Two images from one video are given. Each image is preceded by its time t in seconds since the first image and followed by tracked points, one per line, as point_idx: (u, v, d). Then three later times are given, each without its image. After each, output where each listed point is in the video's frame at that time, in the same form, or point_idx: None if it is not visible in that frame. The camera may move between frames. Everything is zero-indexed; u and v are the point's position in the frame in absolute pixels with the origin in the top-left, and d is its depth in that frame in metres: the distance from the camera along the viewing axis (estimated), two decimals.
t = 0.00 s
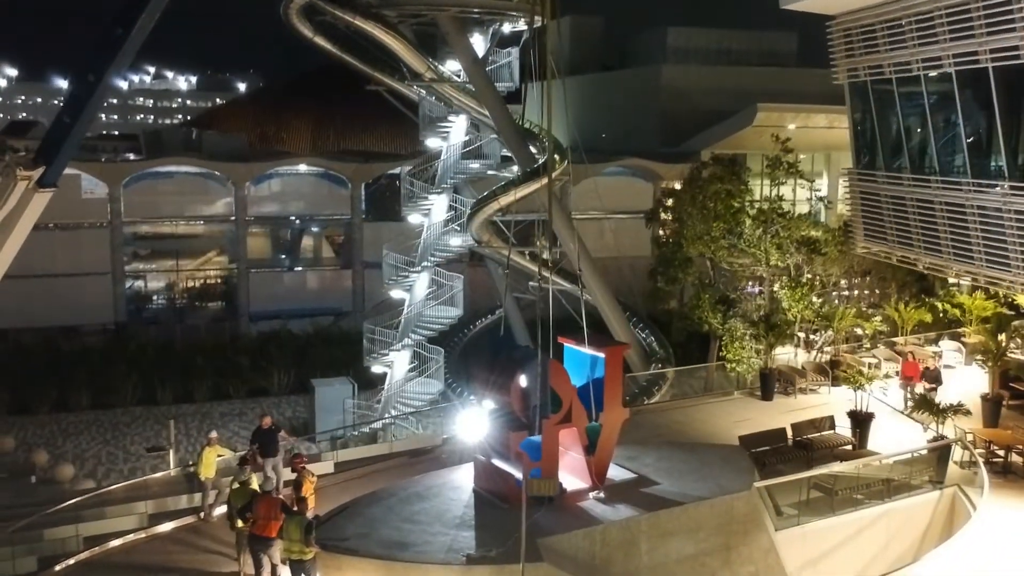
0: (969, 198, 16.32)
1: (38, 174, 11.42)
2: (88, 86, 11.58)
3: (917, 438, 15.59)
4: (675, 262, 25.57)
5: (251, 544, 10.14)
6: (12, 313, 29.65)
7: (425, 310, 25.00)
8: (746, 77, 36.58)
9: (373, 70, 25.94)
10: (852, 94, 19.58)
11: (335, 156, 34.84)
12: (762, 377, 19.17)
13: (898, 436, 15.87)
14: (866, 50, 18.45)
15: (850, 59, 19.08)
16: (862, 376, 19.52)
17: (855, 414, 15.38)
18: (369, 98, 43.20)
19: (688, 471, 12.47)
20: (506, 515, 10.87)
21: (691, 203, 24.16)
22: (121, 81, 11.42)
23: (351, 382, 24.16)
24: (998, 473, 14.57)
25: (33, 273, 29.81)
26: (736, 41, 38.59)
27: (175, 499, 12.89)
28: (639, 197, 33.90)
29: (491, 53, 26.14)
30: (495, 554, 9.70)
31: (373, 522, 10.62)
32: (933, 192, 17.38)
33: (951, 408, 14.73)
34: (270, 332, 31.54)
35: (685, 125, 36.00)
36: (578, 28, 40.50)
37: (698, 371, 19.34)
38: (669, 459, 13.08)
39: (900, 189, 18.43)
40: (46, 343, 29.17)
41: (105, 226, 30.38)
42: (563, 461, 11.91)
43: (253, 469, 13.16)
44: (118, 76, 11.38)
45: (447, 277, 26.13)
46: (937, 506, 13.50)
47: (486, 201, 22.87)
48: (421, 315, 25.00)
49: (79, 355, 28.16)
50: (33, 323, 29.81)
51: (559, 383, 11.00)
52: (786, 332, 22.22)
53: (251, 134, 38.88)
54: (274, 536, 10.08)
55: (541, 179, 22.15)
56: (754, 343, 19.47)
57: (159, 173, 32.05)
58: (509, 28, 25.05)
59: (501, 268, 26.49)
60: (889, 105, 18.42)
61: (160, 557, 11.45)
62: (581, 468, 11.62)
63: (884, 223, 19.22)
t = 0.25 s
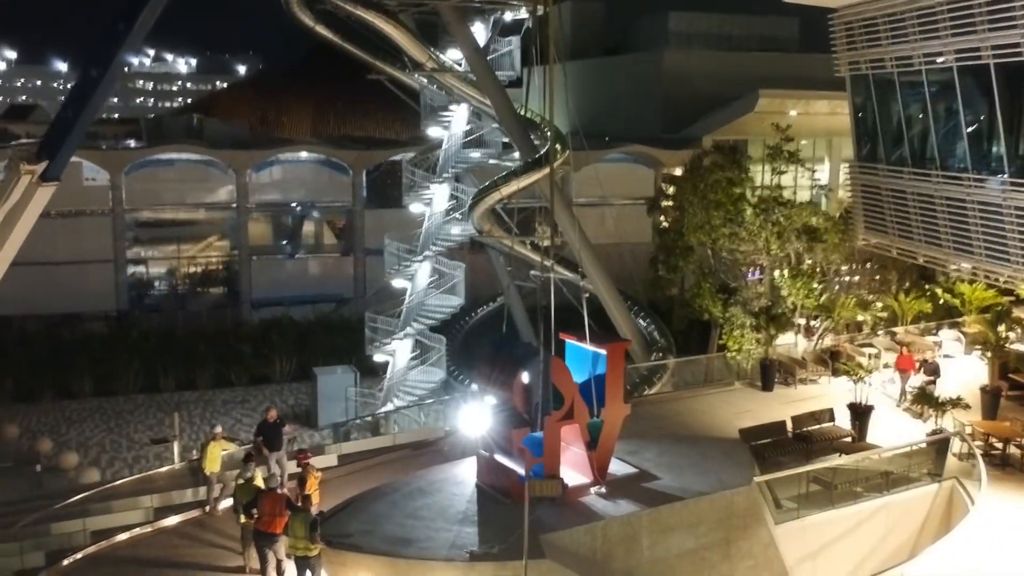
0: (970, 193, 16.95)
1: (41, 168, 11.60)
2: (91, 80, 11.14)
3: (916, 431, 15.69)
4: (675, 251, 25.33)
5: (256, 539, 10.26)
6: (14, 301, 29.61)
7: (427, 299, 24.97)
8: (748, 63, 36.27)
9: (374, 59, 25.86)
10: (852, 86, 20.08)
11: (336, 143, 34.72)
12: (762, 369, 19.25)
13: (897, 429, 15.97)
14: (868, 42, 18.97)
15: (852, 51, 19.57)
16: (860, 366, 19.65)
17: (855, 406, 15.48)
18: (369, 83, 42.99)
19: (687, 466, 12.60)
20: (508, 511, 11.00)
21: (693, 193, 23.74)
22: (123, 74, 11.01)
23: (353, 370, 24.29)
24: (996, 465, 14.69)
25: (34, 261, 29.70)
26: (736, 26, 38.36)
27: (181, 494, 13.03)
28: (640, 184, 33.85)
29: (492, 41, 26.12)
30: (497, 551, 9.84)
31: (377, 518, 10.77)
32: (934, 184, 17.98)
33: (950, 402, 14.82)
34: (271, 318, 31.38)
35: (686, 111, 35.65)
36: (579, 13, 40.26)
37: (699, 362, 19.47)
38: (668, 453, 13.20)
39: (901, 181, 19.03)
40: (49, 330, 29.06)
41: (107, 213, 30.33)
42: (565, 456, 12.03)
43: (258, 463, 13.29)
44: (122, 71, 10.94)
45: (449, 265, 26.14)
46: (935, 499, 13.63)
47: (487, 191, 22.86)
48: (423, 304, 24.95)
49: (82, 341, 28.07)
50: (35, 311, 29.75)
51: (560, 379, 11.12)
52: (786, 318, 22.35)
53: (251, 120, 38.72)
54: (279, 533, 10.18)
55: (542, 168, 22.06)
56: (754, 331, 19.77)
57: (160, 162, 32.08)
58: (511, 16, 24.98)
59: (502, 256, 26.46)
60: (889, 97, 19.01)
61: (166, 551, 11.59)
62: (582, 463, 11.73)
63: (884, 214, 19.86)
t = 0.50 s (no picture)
0: (970, 175, 17.07)
1: (42, 151, 11.55)
2: (90, 62, 11.41)
3: (914, 413, 15.82)
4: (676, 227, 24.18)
5: (261, 522, 10.42)
6: (16, 276, 29.59)
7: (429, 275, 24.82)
8: (750, 36, 35.92)
9: (375, 34, 25.69)
10: (855, 69, 20.27)
11: (336, 117, 34.49)
12: (762, 348, 19.37)
13: (895, 410, 16.10)
14: (871, 25, 19.15)
15: (854, 33, 19.74)
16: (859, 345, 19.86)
17: (855, 386, 15.53)
18: (368, 55, 42.60)
19: (687, 449, 12.75)
20: (509, 494, 11.19)
21: (695, 168, 23.26)
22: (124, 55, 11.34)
23: (355, 346, 24.45)
24: (992, 445, 14.87)
25: (36, 236, 29.63)
26: None
27: (186, 475, 13.22)
28: (642, 156, 33.51)
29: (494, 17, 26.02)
30: (499, 535, 10.07)
31: (380, 502, 10.98)
32: (935, 166, 18.10)
33: (948, 383, 14.94)
34: (273, 294, 31.31)
35: (688, 86, 35.44)
36: None
37: (699, 342, 19.62)
38: (668, 435, 13.34)
39: (902, 163, 19.17)
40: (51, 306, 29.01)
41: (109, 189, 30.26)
42: (565, 439, 12.17)
43: (262, 443, 13.40)
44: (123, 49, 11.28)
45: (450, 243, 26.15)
46: (932, 480, 13.79)
47: (488, 169, 22.81)
48: (424, 282, 24.82)
49: (84, 317, 28.04)
50: (37, 286, 29.71)
51: (562, 363, 11.25)
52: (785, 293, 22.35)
53: (251, 92, 38.46)
54: (283, 516, 10.33)
55: (543, 147, 21.96)
56: (753, 308, 19.86)
57: (160, 136, 31.71)
58: None
59: (503, 233, 26.42)
60: (891, 79, 19.17)
61: (172, 532, 11.80)
62: (581, 446, 11.84)
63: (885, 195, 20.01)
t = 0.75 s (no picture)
0: (970, 158, 17.07)
1: (43, 132, 11.58)
2: (91, 43, 11.30)
3: (912, 394, 15.90)
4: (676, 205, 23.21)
5: (265, 504, 10.56)
6: (18, 252, 29.62)
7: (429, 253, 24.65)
8: (752, 10, 35.54)
9: (374, 10, 25.51)
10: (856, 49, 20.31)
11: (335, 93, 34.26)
12: (761, 327, 19.46)
13: (893, 390, 16.20)
14: (873, 5, 19.14)
15: (856, 14, 19.76)
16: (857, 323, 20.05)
17: (854, 366, 15.61)
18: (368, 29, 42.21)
19: (686, 431, 12.87)
20: (510, 477, 11.32)
21: (694, 143, 22.69)
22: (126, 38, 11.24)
23: (356, 324, 24.55)
24: (989, 426, 14.98)
25: (37, 213, 29.62)
26: None
27: (189, 456, 13.37)
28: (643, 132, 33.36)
29: None
30: (500, 517, 10.27)
31: (382, 483, 11.16)
32: (936, 148, 18.12)
33: (946, 364, 15.03)
34: (274, 271, 31.32)
35: (688, 60, 34.87)
36: None
37: (699, 322, 19.77)
38: (667, 416, 13.46)
39: (903, 144, 19.22)
40: (53, 283, 28.99)
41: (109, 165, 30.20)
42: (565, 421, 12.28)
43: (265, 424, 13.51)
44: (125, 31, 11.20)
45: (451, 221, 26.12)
46: (928, 461, 13.92)
47: (489, 147, 22.76)
48: (425, 260, 24.76)
49: (86, 294, 28.04)
50: (39, 263, 29.74)
51: (562, 347, 11.42)
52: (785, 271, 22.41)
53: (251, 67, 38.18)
54: (286, 498, 10.47)
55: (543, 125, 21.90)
56: (753, 286, 19.94)
57: (160, 112, 31.44)
58: None
59: (504, 211, 26.36)
60: (891, 60, 19.17)
61: (177, 513, 11.98)
62: (582, 427, 11.93)
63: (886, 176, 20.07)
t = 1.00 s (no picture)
0: (973, 136, 17.05)
1: (44, 110, 11.59)
2: (91, 21, 11.23)
3: (910, 371, 16.00)
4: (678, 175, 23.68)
5: (269, 482, 10.71)
6: (19, 225, 29.62)
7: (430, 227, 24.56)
8: None
9: None
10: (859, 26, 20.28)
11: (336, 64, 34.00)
12: (761, 303, 19.52)
13: (892, 366, 16.30)
14: None
15: None
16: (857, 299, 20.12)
17: (855, 342, 15.60)
18: None
19: (686, 408, 12.99)
20: (511, 456, 11.47)
21: (696, 118, 22.87)
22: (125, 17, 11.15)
23: (358, 298, 24.64)
24: (987, 402, 15.09)
25: (38, 185, 29.58)
26: None
27: (194, 433, 13.51)
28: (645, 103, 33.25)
29: None
30: (502, 495, 10.47)
31: (385, 462, 11.35)
32: (938, 126, 18.14)
33: (945, 341, 15.13)
34: (275, 244, 31.31)
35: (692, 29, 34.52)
36: None
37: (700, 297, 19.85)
38: (667, 394, 13.58)
39: (905, 122, 19.23)
40: (54, 256, 28.95)
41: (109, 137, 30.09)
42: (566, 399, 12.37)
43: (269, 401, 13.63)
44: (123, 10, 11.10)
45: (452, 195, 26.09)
46: (927, 438, 14.01)
47: (490, 122, 22.67)
48: (426, 234, 24.66)
49: (88, 267, 28.06)
50: (40, 235, 29.75)
51: (563, 328, 11.52)
52: (787, 245, 22.39)
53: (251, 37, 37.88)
54: (291, 476, 10.61)
55: (545, 100, 21.78)
56: (754, 260, 19.95)
57: (160, 84, 31.36)
58: None
59: (505, 184, 26.27)
60: (894, 37, 19.21)
61: (182, 490, 12.15)
62: (582, 406, 12.05)
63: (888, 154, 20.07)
